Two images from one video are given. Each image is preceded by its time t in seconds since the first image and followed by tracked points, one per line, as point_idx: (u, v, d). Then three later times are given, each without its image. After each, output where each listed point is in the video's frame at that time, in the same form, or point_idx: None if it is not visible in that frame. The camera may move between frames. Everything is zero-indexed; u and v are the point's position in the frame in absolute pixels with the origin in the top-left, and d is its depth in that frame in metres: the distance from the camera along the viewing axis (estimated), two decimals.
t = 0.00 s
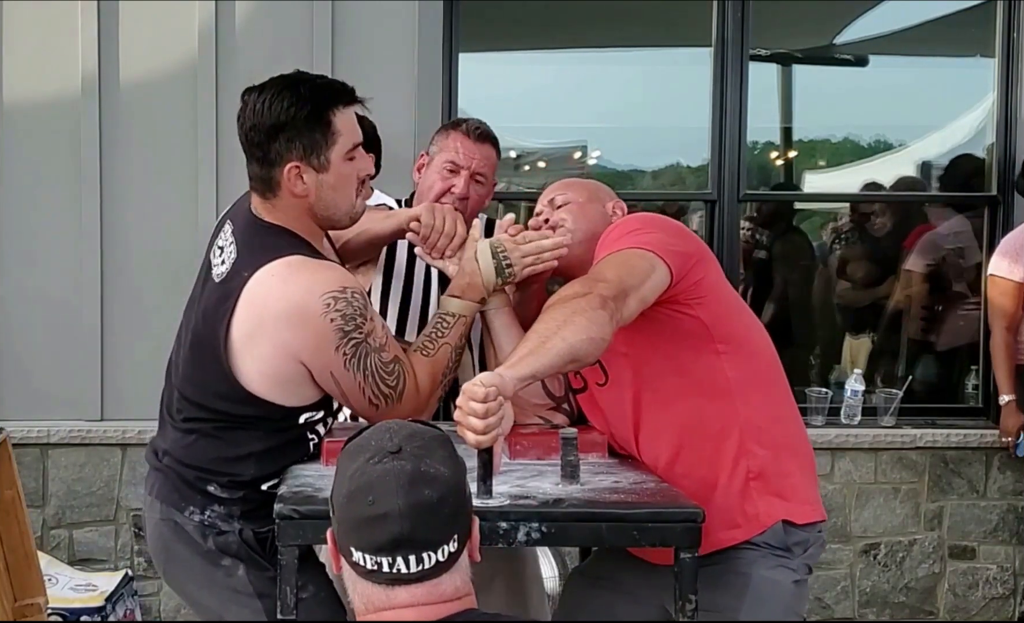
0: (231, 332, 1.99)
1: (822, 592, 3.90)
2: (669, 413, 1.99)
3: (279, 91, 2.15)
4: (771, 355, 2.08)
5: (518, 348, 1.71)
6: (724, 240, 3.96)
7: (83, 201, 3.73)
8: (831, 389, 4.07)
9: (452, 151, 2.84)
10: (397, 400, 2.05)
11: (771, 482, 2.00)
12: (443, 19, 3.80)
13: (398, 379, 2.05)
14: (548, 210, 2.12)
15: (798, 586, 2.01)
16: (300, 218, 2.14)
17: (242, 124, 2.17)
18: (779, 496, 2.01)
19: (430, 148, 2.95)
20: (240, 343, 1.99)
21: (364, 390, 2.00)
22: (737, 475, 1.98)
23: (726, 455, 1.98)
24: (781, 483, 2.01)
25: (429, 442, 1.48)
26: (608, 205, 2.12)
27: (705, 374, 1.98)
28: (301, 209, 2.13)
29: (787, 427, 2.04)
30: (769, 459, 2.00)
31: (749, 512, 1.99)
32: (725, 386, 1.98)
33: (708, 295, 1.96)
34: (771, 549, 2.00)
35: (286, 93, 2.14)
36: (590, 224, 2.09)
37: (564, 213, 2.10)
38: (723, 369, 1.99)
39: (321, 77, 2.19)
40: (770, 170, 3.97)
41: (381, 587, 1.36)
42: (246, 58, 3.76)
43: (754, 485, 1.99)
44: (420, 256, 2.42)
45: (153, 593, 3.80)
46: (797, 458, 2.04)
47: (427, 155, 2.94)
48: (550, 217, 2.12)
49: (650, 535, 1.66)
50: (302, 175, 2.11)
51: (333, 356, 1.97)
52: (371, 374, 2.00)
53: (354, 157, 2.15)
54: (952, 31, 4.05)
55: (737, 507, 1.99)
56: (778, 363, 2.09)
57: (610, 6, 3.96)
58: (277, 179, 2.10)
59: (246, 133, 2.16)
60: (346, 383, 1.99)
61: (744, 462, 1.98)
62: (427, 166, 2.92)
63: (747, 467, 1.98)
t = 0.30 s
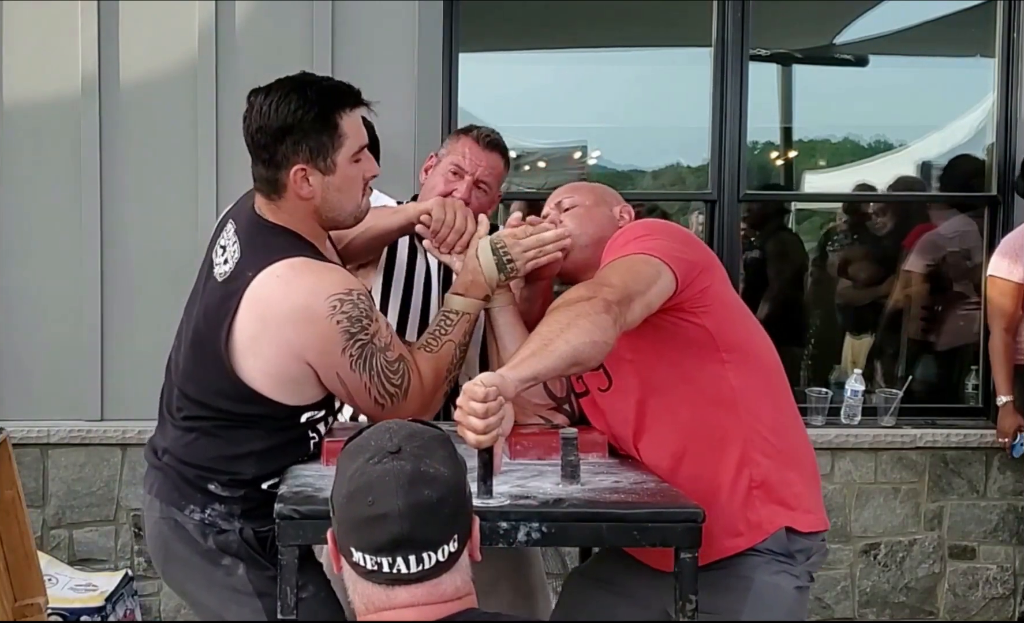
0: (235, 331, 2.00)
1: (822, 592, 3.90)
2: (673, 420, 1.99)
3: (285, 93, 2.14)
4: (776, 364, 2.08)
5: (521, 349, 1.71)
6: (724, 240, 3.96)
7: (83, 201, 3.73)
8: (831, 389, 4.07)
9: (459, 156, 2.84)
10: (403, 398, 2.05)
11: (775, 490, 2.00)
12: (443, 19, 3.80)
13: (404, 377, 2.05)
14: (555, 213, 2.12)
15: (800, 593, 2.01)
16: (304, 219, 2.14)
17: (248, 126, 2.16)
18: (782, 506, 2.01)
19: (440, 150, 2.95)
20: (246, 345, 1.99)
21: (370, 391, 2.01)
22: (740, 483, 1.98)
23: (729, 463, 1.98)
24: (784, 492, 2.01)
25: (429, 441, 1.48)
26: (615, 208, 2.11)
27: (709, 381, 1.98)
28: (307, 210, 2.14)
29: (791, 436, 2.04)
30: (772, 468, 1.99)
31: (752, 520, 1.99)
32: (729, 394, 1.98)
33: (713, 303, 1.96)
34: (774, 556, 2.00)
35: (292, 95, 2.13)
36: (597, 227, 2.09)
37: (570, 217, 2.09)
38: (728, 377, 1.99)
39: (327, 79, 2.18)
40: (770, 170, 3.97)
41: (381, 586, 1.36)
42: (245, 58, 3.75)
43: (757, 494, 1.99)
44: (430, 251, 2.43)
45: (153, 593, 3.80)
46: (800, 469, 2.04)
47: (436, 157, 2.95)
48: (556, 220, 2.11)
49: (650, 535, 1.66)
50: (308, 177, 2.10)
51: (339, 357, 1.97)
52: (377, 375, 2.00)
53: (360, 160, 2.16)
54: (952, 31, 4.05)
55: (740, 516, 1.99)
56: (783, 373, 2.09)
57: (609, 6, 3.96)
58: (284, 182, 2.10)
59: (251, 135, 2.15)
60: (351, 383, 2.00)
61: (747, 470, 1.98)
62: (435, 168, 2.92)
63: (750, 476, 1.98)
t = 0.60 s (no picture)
0: (230, 331, 2.00)
1: (821, 592, 3.90)
2: (672, 420, 1.99)
3: (284, 93, 2.14)
4: (777, 368, 2.08)
5: (523, 349, 1.71)
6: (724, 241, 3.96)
7: (83, 201, 3.73)
8: (831, 389, 4.07)
9: (450, 153, 2.84)
10: (398, 400, 2.05)
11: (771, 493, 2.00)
12: (442, 19, 3.80)
13: (399, 379, 2.06)
14: (559, 211, 2.12)
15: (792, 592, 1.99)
16: (305, 218, 2.15)
17: (248, 128, 2.17)
18: (778, 510, 2.01)
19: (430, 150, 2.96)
20: (240, 344, 1.99)
21: (365, 393, 2.01)
22: (737, 484, 1.99)
23: (726, 465, 1.99)
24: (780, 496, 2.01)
25: (430, 441, 1.49)
26: (621, 208, 2.12)
27: (710, 383, 1.99)
28: (309, 210, 2.14)
29: (789, 440, 2.04)
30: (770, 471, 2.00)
31: (747, 522, 1.99)
32: (729, 396, 1.99)
33: (716, 306, 1.96)
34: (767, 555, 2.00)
35: (292, 96, 2.13)
36: (602, 227, 2.09)
37: (576, 214, 2.09)
38: (728, 378, 1.99)
39: (325, 79, 2.19)
40: (770, 170, 3.97)
41: (381, 586, 1.37)
42: (246, 58, 3.76)
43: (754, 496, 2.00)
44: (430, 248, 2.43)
45: (153, 593, 3.80)
46: (798, 473, 2.04)
47: (428, 156, 2.95)
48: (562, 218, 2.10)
49: (649, 535, 1.66)
50: (309, 176, 2.11)
51: (334, 360, 1.97)
52: (372, 377, 2.00)
53: (360, 157, 2.16)
54: (952, 31, 4.06)
55: (735, 518, 1.99)
56: (784, 377, 2.09)
57: (609, 6, 3.97)
58: (285, 182, 2.10)
59: (252, 136, 2.15)
60: (347, 386, 2.00)
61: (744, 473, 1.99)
62: (427, 167, 2.93)
63: (746, 479, 1.99)
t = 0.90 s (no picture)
0: (231, 329, 1.99)
1: (822, 592, 3.90)
2: (672, 422, 2.00)
3: (310, 95, 2.10)
4: (780, 375, 2.07)
5: (528, 349, 1.70)
6: (725, 241, 3.95)
7: (83, 201, 3.73)
8: (831, 389, 4.07)
9: (445, 153, 2.85)
10: (399, 399, 2.06)
11: (769, 499, 2.00)
12: (442, 19, 3.80)
13: (400, 378, 2.06)
14: (572, 213, 2.12)
15: (785, 603, 1.98)
16: (316, 218, 2.15)
17: (269, 126, 2.10)
18: (775, 517, 2.00)
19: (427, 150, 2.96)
20: (240, 340, 1.99)
21: (366, 390, 2.01)
22: (735, 489, 1.98)
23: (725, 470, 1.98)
24: (778, 504, 2.00)
25: (433, 442, 1.48)
26: (634, 211, 2.12)
27: (711, 387, 1.99)
28: (322, 210, 2.14)
29: (790, 448, 2.03)
30: (768, 478, 1.99)
31: (743, 531, 1.99)
32: (730, 400, 1.98)
33: (720, 310, 1.96)
34: (763, 564, 2.00)
35: (320, 98, 2.09)
36: (613, 231, 2.09)
37: (586, 218, 2.09)
38: (730, 383, 1.99)
39: (344, 79, 2.16)
40: (770, 170, 3.97)
41: (382, 586, 1.37)
42: (246, 58, 3.76)
43: (752, 502, 1.99)
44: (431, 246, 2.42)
45: (153, 592, 3.80)
46: (798, 481, 2.03)
47: (424, 156, 2.96)
48: (574, 221, 2.11)
49: (650, 534, 1.66)
50: (332, 178, 2.11)
51: (336, 356, 1.97)
52: (373, 375, 2.01)
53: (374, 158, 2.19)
54: (952, 31, 4.06)
55: (731, 525, 1.99)
56: (787, 385, 2.09)
57: (609, 6, 3.97)
58: (309, 184, 2.09)
59: (273, 137, 2.09)
60: (348, 383, 2.00)
61: (743, 479, 1.98)
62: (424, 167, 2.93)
63: (744, 486, 1.98)
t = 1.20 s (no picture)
0: (248, 321, 1.99)
1: (822, 592, 3.90)
2: (667, 418, 2.00)
3: (361, 99, 2.09)
4: (775, 370, 2.08)
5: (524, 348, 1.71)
6: (723, 241, 3.96)
7: (83, 201, 3.73)
8: (831, 389, 4.06)
9: (454, 155, 2.84)
10: (410, 400, 2.06)
11: (766, 494, 2.00)
12: (442, 20, 3.79)
13: (412, 379, 2.06)
14: (564, 210, 2.12)
15: (784, 597, 1.99)
16: (348, 217, 2.16)
17: (319, 130, 2.07)
18: (773, 512, 2.00)
19: (433, 148, 2.96)
20: (255, 333, 1.98)
21: (376, 389, 2.01)
22: (732, 484, 1.98)
23: (722, 465, 1.98)
24: (775, 497, 2.00)
25: (434, 441, 1.49)
26: (625, 209, 2.12)
27: (706, 383, 1.99)
28: (355, 211, 2.16)
29: (786, 442, 2.03)
30: (765, 473, 1.99)
31: (740, 525, 1.99)
32: (725, 395, 1.98)
33: (713, 306, 1.97)
34: (759, 559, 2.00)
35: (370, 103, 2.10)
36: (608, 228, 2.09)
37: (578, 215, 2.09)
38: (724, 378, 1.99)
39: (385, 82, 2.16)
40: (770, 170, 3.97)
41: (383, 587, 1.36)
42: (246, 58, 3.76)
43: (749, 497, 1.99)
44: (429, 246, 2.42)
45: (152, 592, 3.80)
46: (795, 476, 2.03)
47: (431, 155, 2.96)
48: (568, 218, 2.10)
49: (650, 535, 1.66)
50: (373, 181, 2.13)
51: (349, 354, 1.97)
52: (385, 375, 2.01)
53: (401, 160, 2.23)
54: (952, 31, 4.06)
55: (728, 520, 1.99)
56: (782, 379, 2.09)
57: (609, 6, 3.96)
58: (351, 187, 2.10)
59: (324, 139, 2.06)
60: (359, 383, 2.00)
61: (740, 474, 1.98)
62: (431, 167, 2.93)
63: (740, 481, 1.98)
